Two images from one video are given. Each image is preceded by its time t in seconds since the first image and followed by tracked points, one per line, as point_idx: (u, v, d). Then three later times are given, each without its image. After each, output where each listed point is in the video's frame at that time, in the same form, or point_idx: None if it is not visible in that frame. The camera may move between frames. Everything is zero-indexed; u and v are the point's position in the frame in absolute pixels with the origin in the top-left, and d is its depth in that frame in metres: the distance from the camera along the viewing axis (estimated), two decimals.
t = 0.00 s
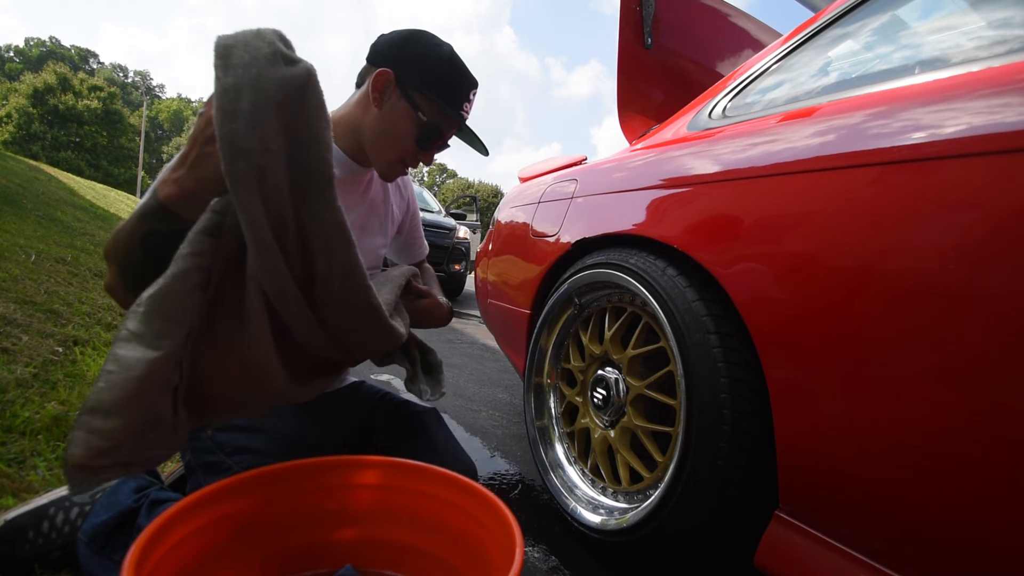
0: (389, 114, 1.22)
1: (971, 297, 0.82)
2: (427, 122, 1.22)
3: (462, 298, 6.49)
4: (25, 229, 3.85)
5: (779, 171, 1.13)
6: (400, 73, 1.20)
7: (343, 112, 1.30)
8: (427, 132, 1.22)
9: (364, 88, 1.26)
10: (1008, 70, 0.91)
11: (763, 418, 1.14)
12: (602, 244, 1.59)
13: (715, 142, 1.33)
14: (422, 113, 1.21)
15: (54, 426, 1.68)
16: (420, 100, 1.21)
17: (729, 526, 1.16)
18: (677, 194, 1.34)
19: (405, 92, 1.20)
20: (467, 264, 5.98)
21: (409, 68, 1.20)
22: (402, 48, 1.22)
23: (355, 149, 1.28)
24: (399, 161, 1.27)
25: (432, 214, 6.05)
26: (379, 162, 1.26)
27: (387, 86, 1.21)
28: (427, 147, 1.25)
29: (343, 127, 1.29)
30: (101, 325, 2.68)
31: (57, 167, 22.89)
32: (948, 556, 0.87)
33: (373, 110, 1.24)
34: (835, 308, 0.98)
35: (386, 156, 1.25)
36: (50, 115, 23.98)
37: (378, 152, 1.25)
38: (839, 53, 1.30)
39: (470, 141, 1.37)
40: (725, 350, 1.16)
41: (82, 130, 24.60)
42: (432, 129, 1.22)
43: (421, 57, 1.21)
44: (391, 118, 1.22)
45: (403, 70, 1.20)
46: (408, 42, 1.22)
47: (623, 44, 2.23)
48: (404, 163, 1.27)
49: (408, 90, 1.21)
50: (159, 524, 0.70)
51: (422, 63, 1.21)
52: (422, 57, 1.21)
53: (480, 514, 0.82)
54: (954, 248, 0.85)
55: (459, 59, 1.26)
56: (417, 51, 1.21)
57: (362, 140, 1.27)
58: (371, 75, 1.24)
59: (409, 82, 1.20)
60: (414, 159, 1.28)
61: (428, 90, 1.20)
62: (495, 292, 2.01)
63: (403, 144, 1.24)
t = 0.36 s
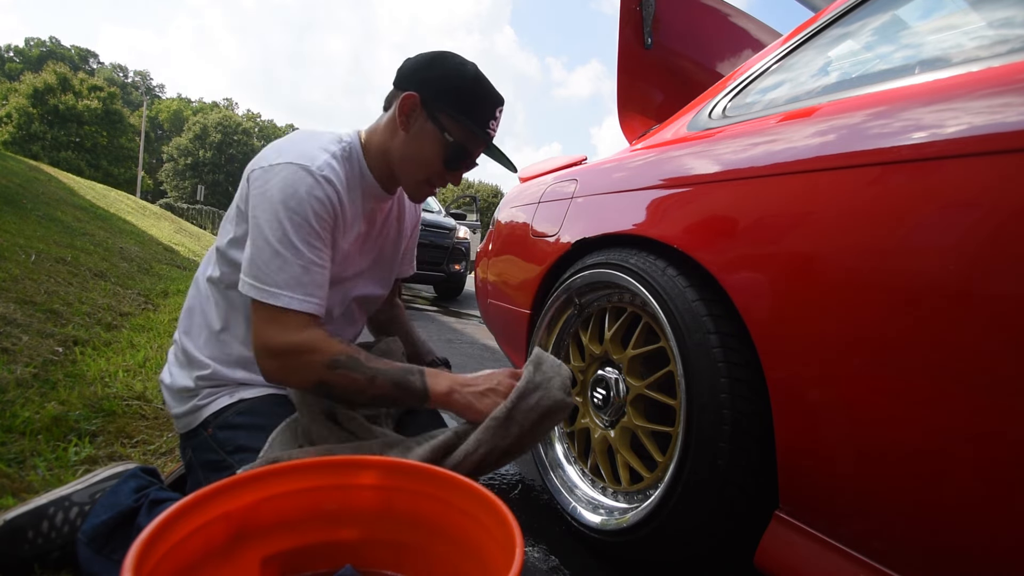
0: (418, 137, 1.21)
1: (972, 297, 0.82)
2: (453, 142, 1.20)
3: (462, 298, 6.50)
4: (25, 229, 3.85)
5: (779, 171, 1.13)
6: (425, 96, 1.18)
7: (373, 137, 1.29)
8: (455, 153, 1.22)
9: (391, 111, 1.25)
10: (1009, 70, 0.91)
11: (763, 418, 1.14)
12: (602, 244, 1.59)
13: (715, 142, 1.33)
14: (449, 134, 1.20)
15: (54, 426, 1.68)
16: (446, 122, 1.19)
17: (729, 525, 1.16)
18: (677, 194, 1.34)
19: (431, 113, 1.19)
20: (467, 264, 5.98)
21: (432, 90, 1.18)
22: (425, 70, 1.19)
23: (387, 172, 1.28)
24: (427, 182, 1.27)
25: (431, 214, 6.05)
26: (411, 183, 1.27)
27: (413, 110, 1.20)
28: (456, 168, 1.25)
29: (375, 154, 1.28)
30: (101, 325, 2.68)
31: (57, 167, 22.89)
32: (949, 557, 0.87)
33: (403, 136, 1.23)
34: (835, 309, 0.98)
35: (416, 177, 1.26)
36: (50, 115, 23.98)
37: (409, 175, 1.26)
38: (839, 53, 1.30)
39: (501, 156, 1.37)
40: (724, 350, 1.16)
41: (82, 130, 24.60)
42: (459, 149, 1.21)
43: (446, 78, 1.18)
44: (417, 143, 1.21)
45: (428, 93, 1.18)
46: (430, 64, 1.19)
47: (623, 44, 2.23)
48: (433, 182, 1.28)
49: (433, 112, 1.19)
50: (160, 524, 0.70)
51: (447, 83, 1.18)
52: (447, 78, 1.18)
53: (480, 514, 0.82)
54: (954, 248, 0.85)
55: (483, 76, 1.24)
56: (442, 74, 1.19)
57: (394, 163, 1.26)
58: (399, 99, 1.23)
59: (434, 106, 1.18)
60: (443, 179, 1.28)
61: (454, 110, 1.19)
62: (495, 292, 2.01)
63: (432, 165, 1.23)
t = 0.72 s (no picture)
0: (491, 217, 1.22)
1: (973, 298, 0.82)
2: (525, 227, 1.23)
3: (461, 298, 6.50)
4: (25, 229, 3.85)
5: (779, 171, 1.13)
6: (503, 178, 1.19)
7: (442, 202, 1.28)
8: (523, 234, 1.24)
9: (465, 181, 1.25)
10: (1009, 70, 0.91)
11: (762, 418, 1.14)
12: (602, 244, 1.60)
13: (715, 143, 1.33)
14: (522, 218, 1.21)
15: (54, 426, 1.68)
16: (521, 206, 1.20)
17: (729, 525, 1.16)
18: (677, 194, 1.34)
19: (508, 197, 1.20)
20: (467, 265, 5.98)
21: (512, 173, 1.18)
22: (507, 150, 1.19)
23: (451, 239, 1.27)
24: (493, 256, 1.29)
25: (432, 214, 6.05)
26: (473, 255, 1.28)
27: (490, 190, 1.20)
28: (521, 245, 1.27)
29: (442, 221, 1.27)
30: (101, 325, 2.68)
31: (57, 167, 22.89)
32: (949, 558, 0.87)
33: (473, 211, 1.23)
34: (838, 310, 0.98)
35: (483, 252, 1.26)
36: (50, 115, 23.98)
37: (474, 249, 1.26)
38: (838, 53, 1.30)
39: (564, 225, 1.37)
40: (724, 350, 1.16)
41: (82, 130, 24.60)
42: (530, 232, 1.24)
43: (529, 163, 1.19)
44: (491, 222, 1.22)
45: (507, 176, 1.19)
46: (515, 145, 1.19)
47: (623, 44, 2.23)
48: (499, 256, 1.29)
49: (510, 196, 1.20)
50: (159, 525, 0.70)
51: (528, 168, 1.19)
52: (528, 161, 1.19)
53: (480, 514, 0.82)
54: (954, 248, 0.85)
55: (559, 159, 1.24)
56: (524, 156, 1.19)
57: (460, 235, 1.26)
58: (476, 174, 1.23)
59: (511, 187, 1.19)
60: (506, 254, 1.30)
61: (532, 197, 1.19)
62: (495, 292, 2.01)
63: (502, 244, 1.25)
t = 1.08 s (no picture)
0: (492, 228, 1.21)
1: (973, 297, 0.82)
2: (526, 239, 1.21)
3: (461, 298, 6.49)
4: (25, 229, 3.85)
5: (779, 170, 1.13)
6: (504, 190, 1.18)
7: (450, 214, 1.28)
8: (525, 246, 1.23)
9: (471, 192, 1.25)
10: (1010, 70, 0.91)
11: (762, 417, 1.14)
12: (602, 244, 1.60)
13: (716, 142, 1.33)
14: (522, 231, 1.20)
15: (54, 426, 1.68)
16: (522, 218, 1.19)
17: (729, 525, 1.16)
18: (677, 194, 1.34)
19: (508, 208, 1.19)
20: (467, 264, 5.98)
21: (513, 184, 1.18)
22: (516, 164, 1.18)
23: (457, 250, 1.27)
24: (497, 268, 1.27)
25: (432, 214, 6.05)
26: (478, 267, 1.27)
27: (492, 201, 1.20)
28: (524, 258, 1.26)
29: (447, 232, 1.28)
30: (101, 325, 2.68)
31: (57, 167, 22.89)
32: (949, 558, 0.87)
33: (477, 222, 1.22)
34: (838, 310, 0.98)
35: (486, 264, 1.26)
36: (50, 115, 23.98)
37: (477, 259, 1.25)
38: (838, 53, 1.30)
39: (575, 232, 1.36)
40: (725, 350, 1.16)
41: (82, 130, 24.59)
42: (532, 244, 1.22)
43: (531, 173, 1.17)
44: (494, 233, 1.21)
45: (508, 188, 1.18)
46: (519, 157, 1.18)
47: (623, 44, 2.23)
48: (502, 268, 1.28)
49: (511, 207, 1.19)
50: (160, 524, 0.70)
51: (529, 180, 1.17)
52: (530, 172, 1.17)
53: (481, 514, 0.82)
54: (953, 248, 0.85)
55: (566, 172, 1.23)
56: (532, 172, 1.17)
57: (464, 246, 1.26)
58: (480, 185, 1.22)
59: (515, 202, 1.18)
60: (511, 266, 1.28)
61: (531, 208, 1.18)
62: (495, 292, 2.01)
63: (503, 255, 1.24)
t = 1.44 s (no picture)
0: (503, 250, 1.22)
1: (972, 296, 0.82)
2: (532, 262, 1.24)
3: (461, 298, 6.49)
4: (25, 229, 3.85)
5: (780, 170, 1.13)
6: (519, 216, 1.17)
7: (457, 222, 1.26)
8: (529, 267, 1.25)
9: (484, 207, 1.23)
10: (1011, 69, 0.91)
11: (762, 417, 1.14)
12: (602, 244, 1.60)
13: (716, 142, 1.33)
14: (531, 255, 1.22)
15: (54, 426, 1.68)
16: (534, 245, 1.20)
17: (729, 525, 1.16)
18: (677, 194, 1.34)
19: (521, 233, 1.19)
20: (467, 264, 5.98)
21: (529, 212, 1.17)
22: (535, 187, 1.17)
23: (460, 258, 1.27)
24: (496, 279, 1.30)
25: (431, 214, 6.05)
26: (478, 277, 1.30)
27: (506, 225, 1.19)
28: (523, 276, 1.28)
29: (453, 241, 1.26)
30: (101, 325, 2.68)
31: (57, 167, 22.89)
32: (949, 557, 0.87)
33: (487, 241, 1.22)
34: (838, 310, 0.98)
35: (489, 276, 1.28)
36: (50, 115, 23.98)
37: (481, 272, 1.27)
38: (838, 53, 1.30)
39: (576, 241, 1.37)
40: (725, 350, 1.16)
41: (82, 130, 24.60)
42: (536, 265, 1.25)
43: (548, 203, 1.17)
44: (503, 253, 1.22)
45: (524, 214, 1.17)
46: (538, 183, 1.17)
47: (624, 44, 2.23)
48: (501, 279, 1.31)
49: (524, 234, 1.19)
50: (160, 524, 0.70)
51: (546, 210, 1.17)
52: (547, 202, 1.17)
53: (480, 514, 0.82)
54: (953, 248, 0.85)
55: (579, 204, 1.21)
56: (550, 196, 1.17)
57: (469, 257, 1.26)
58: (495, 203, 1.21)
59: (530, 227, 1.17)
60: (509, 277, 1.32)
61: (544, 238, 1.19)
62: (495, 292, 2.01)
63: (507, 272, 1.26)
